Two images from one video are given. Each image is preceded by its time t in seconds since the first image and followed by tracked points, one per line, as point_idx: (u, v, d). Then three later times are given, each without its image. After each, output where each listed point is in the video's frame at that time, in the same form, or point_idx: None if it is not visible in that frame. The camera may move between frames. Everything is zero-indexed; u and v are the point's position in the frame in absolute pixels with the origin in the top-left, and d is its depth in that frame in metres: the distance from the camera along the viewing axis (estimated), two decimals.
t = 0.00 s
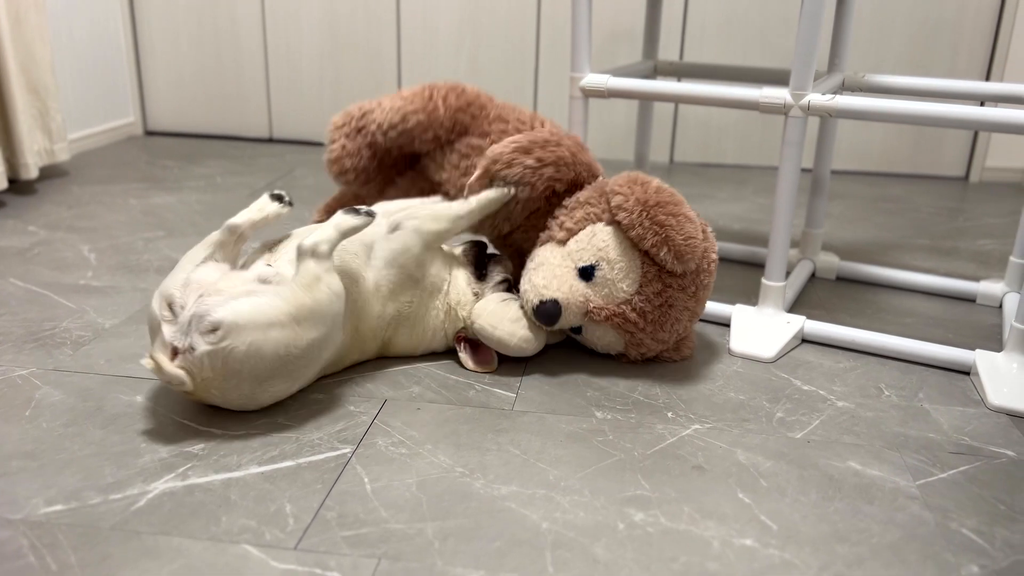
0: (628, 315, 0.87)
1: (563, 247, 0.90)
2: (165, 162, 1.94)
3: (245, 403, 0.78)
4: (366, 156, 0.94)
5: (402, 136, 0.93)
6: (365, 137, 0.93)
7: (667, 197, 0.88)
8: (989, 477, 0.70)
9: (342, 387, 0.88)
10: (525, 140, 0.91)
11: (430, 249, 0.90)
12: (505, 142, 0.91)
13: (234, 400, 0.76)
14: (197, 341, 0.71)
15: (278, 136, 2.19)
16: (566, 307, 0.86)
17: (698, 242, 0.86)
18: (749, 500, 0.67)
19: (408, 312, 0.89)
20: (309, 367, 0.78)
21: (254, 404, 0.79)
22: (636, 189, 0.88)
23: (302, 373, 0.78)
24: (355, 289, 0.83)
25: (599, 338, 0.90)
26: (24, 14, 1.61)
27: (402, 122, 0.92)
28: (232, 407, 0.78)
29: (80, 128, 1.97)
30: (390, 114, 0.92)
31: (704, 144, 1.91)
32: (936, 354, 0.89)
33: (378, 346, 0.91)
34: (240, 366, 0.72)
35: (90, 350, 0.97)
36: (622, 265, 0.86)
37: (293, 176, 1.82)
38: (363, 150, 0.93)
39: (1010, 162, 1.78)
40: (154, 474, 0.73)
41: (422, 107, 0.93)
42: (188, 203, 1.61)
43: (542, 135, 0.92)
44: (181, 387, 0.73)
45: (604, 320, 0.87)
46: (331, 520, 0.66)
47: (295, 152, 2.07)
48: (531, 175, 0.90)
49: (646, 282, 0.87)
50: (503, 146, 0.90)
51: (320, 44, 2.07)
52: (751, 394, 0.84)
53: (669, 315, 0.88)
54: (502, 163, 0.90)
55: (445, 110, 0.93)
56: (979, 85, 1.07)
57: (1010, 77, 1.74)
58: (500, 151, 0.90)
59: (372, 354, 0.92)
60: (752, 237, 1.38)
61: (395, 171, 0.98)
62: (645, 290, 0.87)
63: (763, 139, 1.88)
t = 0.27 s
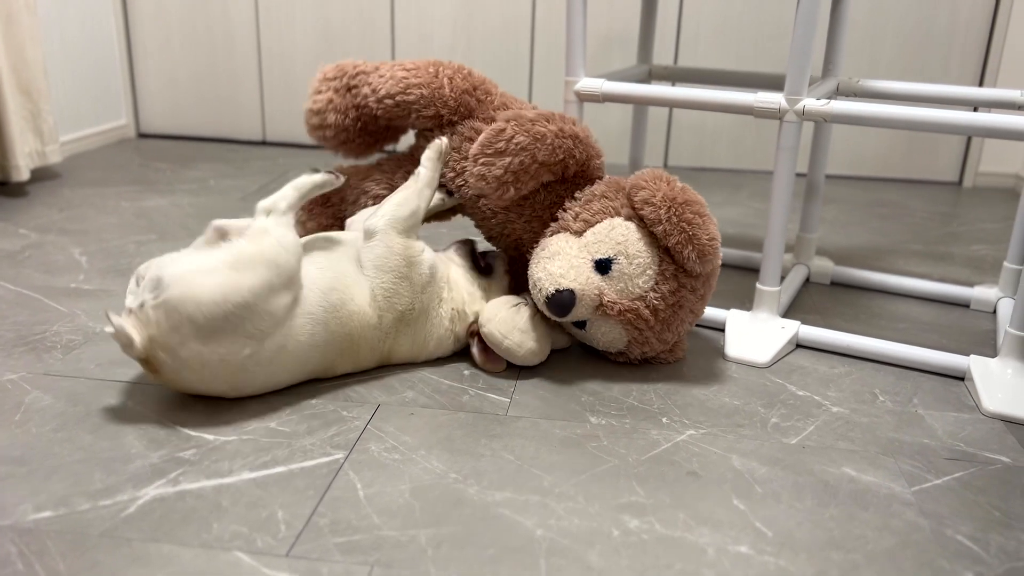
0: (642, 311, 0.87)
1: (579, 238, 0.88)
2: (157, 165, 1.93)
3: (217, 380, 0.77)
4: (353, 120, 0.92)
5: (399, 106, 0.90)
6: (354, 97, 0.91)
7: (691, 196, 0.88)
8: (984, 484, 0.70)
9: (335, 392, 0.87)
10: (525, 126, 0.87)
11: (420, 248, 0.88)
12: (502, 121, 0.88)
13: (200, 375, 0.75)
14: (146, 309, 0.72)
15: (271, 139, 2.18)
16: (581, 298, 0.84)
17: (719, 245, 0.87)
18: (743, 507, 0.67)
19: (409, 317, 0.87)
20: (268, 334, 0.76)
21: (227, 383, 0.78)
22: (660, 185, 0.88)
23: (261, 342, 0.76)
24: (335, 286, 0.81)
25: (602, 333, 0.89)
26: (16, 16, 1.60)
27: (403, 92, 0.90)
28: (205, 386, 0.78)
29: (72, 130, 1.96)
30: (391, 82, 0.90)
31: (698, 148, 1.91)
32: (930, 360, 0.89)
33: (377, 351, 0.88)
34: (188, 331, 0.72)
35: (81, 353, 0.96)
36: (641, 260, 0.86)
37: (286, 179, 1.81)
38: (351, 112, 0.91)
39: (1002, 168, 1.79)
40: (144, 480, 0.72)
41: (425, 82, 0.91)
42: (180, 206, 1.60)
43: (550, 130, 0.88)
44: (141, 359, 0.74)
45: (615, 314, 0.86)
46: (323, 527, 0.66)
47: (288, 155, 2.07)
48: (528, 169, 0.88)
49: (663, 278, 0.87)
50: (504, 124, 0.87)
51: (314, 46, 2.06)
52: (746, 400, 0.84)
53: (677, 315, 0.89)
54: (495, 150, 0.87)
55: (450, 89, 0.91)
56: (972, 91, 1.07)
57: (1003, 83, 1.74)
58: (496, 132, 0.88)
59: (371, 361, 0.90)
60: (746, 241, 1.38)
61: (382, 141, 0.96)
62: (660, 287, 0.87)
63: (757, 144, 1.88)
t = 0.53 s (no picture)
0: (642, 323, 0.87)
1: (570, 258, 0.89)
2: (151, 168, 1.92)
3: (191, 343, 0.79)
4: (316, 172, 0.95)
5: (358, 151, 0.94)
6: (313, 150, 0.95)
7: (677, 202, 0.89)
8: (979, 490, 0.70)
9: (329, 398, 0.87)
10: (497, 157, 0.89)
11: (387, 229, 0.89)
12: (473, 154, 0.90)
13: (172, 332, 0.79)
14: (128, 270, 0.81)
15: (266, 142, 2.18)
16: (581, 318, 0.85)
17: (710, 248, 0.88)
18: (740, 513, 0.67)
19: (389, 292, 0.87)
20: (228, 287, 0.80)
21: (201, 347, 0.80)
22: (647, 195, 0.89)
23: (223, 293, 0.80)
24: (305, 253, 0.85)
25: (605, 349, 0.89)
26: (11, 18, 1.60)
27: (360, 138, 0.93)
28: (183, 352, 0.80)
29: (66, 132, 1.96)
30: (346, 130, 0.93)
31: (693, 153, 1.91)
32: (925, 366, 0.89)
33: (364, 333, 0.86)
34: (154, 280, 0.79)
35: (74, 358, 0.95)
36: (635, 272, 0.87)
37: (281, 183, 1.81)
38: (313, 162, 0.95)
39: (995, 173, 1.79)
40: (137, 486, 0.71)
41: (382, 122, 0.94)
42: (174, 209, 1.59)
43: (522, 156, 0.90)
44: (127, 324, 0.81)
45: (616, 330, 0.87)
46: (317, 534, 0.65)
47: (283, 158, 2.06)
48: (508, 201, 0.90)
49: (660, 288, 0.87)
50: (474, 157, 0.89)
51: (309, 50, 2.06)
52: (742, 406, 0.84)
53: (676, 323, 0.89)
54: (471, 188, 0.89)
55: (412, 124, 0.95)
56: (967, 97, 1.07)
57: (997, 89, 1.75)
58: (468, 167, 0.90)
59: (365, 352, 0.89)
60: (741, 247, 1.38)
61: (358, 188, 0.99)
62: (658, 298, 0.87)
63: (752, 149, 1.89)
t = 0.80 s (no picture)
0: (587, 313, 0.88)
1: (522, 253, 0.92)
2: (148, 173, 1.91)
3: (167, 280, 0.85)
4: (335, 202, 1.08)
5: (369, 180, 1.07)
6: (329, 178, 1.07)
7: (618, 194, 0.90)
8: (981, 501, 0.70)
9: (327, 407, 0.86)
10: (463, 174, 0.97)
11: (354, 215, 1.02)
12: (436, 165, 0.99)
13: (149, 273, 0.85)
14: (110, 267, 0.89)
15: (263, 148, 2.17)
16: (524, 308, 0.87)
17: (648, 236, 0.87)
18: (740, 524, 0.66)
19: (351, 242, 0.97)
20: (200, 245, 0.91)
21: (175, 281, 0.85)
22: (586, 189, 0.90)
23: (195, 247, 0.90)
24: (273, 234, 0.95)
25: (561, 342, 0.90)
26: (8, 23, 1.59)
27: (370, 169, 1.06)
28: (158, 291, 0.85)
29: (62, 137, 1.95)
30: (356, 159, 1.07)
31: (691, 160, 1.92)
32: (925, 375, 0.89)
33: (328, 264, 0.92)
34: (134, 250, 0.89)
35: (70, 365, 0.95)
36: (577, 262, 0.88)
37: (279, 189, 1.80)
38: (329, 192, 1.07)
39: (992, 182, 1.80)
40: (134, 496, 0.71)
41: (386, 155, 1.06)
42: (171, 215, 1.59)
43: (475, 161, 0.98)
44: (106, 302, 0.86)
45: (563, 320, 0.88)
46: (316, 545, 0.65)
47: (280, 164, 2.06)
48: (460, 201, 0.97)
49: (602, 278, 0.88)
50: (433, 167, 1.00)
51: (306, 55, 2.06)
52: (742, 415, 0.84)
53: (629, 314, 0.89)
54: (427, 192, 0.99)
55: (409, 156, 1.06)
56: (967, 106, 1.07)
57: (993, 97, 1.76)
58: (429, 176, 0.99)
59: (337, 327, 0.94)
60: (739, 254, 1.38)
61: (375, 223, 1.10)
62: (601, 286, 0.88)
63: (749, 156, 1.89)
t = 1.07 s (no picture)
0: (575, 313, 0.88)
1: (515, 253, 0.94)
2: (146, 178, 1.91)
3: (155, 263, 0.89)
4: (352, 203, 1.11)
5: (382, 186, 1.08)
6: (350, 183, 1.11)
7: (610, 194, 0.91)
8: (982, 509, 0.70)
9: (327, 413, 0.86)
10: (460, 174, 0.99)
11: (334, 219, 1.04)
12: (439, 165, 1.02)
13: (137, 260, 0.89)
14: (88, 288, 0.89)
15: (262, 152, 2.17)
16: (512, 305, 0.87)
17: (637, 233, 0.88)
18: (742, 531, 0.66)
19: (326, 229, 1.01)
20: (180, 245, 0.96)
21: (163, 263, 0.90)
22: (578, 189, 0.91)
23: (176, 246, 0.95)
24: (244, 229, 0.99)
25: (551, 343, 0.90)
26: (8, 26, 1.59)
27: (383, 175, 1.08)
28: (148, 271, 0.88)
29: (61, 141, 1.95)
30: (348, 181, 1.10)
31: (690, 166, 1.92)
32: (925, 382, 0.89)
33: (305, 236, 0.98)
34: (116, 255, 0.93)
35: (68, 370, 0.94)
36: (567, 260, 0.89)
37: (278, 194, 1.80)
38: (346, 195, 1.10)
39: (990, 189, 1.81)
40: (134, 502, 0.70)
41: (401, 162, 1.07)
42: (170, 219, 1.58)
43: (473, 161, 1.01)
44: (93, 301, 0.87)
45: (551, 318, 0.88)
46: (317, 551, 0.65)
47: (279, 169, 2.06)
48: (450, 195, 0.99)
49: (591, 276, 0.88)
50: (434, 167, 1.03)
51: (306, 60, 2.06)
52: (742, 422, 0.84)
53: (618, 314, 0.88)
54: (424, 187, 1.02)
55: (420, 163, 1.06)
56: (966, 114, 1.08)
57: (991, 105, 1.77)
58: (429, 174, 1.02)
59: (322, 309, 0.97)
60: (738, 261, 1.38)
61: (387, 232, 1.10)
62: (589, 285, 0.88)
63: (748, 163, 1.89)
